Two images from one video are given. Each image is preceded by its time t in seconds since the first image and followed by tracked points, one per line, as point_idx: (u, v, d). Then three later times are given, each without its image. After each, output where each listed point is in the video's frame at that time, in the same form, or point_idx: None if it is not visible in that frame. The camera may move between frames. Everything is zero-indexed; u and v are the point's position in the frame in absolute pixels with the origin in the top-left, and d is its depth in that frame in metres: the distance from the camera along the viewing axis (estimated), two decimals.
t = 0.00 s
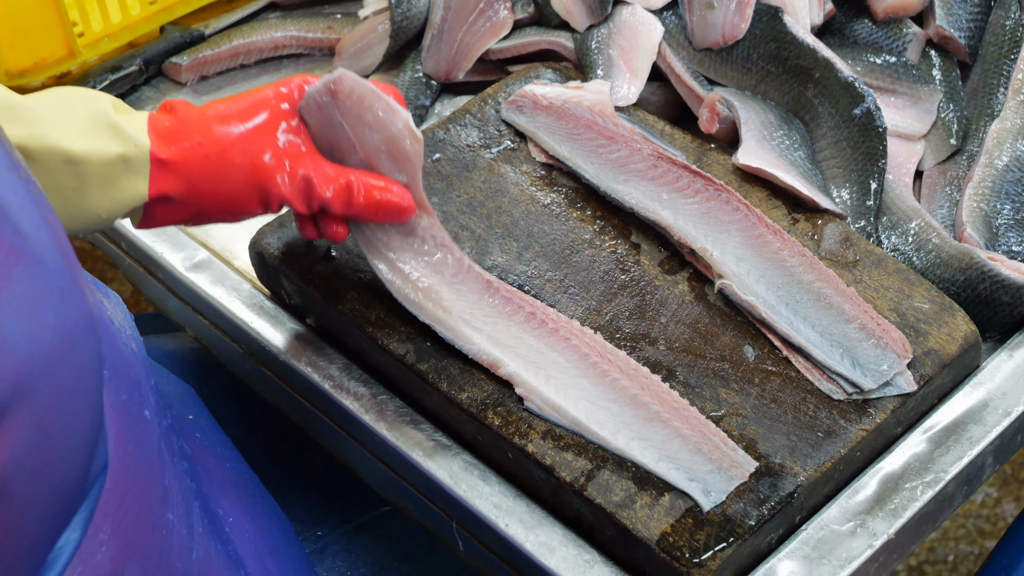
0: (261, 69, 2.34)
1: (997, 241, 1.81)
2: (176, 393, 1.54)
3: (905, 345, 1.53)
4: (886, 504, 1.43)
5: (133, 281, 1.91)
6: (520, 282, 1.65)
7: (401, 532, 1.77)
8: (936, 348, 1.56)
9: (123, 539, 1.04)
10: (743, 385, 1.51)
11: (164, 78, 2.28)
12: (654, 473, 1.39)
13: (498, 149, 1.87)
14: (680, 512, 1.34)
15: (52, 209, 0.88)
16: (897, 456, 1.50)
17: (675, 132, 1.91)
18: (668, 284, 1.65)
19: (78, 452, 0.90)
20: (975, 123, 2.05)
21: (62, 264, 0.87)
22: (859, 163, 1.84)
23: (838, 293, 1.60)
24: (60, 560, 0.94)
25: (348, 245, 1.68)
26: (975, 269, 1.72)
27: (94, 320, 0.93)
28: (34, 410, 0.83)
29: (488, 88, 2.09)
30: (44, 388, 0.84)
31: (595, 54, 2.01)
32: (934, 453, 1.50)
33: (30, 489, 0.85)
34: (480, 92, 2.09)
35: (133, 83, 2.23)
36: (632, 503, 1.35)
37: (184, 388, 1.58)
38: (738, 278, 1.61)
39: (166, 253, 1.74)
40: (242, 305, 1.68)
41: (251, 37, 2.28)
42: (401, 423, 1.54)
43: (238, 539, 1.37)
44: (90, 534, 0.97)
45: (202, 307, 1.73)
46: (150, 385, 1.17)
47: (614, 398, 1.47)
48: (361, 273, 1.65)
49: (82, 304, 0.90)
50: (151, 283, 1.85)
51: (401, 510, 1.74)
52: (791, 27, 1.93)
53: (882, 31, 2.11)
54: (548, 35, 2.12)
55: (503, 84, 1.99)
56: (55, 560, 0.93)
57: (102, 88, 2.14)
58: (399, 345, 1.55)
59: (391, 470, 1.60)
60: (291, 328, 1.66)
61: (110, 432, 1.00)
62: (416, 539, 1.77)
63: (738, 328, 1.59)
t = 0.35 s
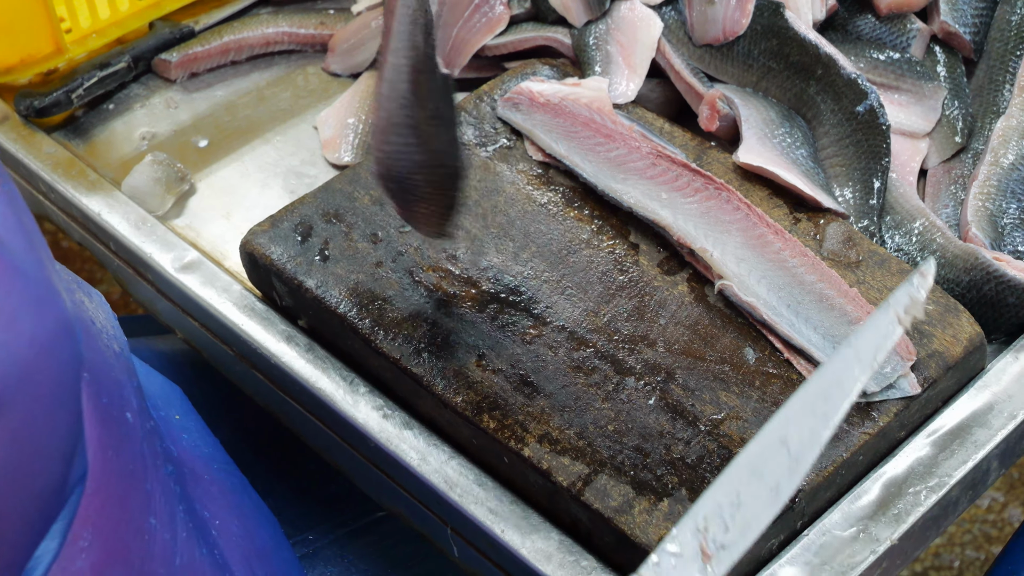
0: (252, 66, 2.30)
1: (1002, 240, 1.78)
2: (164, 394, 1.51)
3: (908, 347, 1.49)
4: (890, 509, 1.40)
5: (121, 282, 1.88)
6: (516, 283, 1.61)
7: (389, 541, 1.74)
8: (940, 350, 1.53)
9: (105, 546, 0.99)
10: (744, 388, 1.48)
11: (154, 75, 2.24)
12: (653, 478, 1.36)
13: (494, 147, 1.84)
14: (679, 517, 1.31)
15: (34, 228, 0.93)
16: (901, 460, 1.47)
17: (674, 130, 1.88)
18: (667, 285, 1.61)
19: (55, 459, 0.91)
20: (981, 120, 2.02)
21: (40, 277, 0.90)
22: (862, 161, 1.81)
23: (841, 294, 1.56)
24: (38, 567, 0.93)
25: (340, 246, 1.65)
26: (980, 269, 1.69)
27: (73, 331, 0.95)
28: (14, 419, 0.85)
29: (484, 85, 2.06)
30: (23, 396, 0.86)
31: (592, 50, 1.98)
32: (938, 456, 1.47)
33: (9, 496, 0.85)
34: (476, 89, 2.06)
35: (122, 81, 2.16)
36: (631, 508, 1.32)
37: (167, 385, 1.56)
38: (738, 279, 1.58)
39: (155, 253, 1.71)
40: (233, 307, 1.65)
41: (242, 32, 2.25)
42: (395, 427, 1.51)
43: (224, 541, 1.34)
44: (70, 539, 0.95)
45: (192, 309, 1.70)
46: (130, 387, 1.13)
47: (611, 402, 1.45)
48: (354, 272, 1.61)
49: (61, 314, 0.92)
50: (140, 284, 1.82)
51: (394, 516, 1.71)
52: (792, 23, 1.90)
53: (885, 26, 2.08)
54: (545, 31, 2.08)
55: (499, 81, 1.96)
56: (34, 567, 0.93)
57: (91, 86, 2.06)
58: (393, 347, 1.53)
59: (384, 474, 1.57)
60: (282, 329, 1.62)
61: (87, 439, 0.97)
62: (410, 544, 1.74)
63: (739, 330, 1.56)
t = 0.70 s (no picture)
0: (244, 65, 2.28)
1: (1004, 242, 1.76)
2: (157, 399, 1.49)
3: (909, 351, 1.47)
4: (890, 514, 1.37)
5: (111, 284, 1.86)
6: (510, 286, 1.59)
7: (387, 540, 1.73)
8: (941, 354, 1.51)
9: (94, 562, 0.96)
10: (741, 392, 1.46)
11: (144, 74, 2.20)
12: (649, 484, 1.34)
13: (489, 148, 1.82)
14: (676, 523, 1.29)
15: (14, 221, 0.86)
16: (901, 465, 1.44)
17: (672, 130, 1.85)
18: (664, 288, 1.59)
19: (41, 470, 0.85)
20: (983, 120, 2.00)
21: (23, 279, 0.84)
22: (863, 162, 1.78)
23: (840, 296, 1.54)
24: None
25: (333, 248, 1.63)
26: (981, 271, 1.67)
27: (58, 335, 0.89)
28: None
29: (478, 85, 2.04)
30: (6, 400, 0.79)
31: (589, 49, 1.95)
32: (939, 462, 1.45)
33: None
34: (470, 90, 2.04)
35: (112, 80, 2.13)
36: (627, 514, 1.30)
37: (163, 389, 1.54)
38: (737, 282, 1.55)
39: (145, 256, 1.69)
40: (223, 310, 1.63)
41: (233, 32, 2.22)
42: (389, 431, 1.48)
43: (217, 551, 1.31)
44: (59, 554, 0.90)
45: (183, 312, 1.68)
46: (123, 398, 1.12)
47: (608, 407, 1.42)
48: (347, 275, 1.60)
49: (43, 319, 0.86)
50: (130, 287, 1.80)
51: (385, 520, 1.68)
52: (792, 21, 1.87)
53: (886, 25, 2.06)
54: (541, 29, 2.06)
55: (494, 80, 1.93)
56: None
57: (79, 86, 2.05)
58: (386, 351, 1.50)
59: (377, 480, 1.55)
60: (273, 332, 1.61)
61: (78, 448, 0.94)
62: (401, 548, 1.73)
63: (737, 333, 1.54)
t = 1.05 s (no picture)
0: (242, 72, 2.29)
1: (1000, 248, 1.76)
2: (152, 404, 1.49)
3: (906, 357, 1.47)
4: (887, 519, 1.37)
5: (108, 290, 1.87)
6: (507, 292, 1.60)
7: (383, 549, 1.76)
8: (937, 359, 1.51)
9: (87, 547, 0.98)
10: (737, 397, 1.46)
11: (142, 81, 2.23)
12: (645, 489, 1.34)
13: (486, 154, 1.82)
14: (672, 528, 1.29)
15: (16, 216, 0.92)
16: (897, 471, 1.45)
17: (669, 136, 1.86)
18: (661, 293, 1.60)
19: (44, 452, 0.89)
20: (979, 127, 2.01)
21: (32, 269, 0.90)
22: (859, 168, 1.79)
23: (836, 302, 1.54)
24: (21, 563, 0.90)
25: (331, 254, 1.63)
26: (977, 277, 1.67)
27: (58, 324, 0.92)
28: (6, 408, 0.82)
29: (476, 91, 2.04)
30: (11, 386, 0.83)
31: (586, 55, 1.96)
32: (935, 467, 1.45)
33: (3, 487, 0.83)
34: (467, 96, 2.05)
35: (110, 87, 2.16)
36: (624, 519, 1.30)
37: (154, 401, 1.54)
38: (733, 288, 1.56)
39: (143, 262, 1.71)
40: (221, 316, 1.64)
41: (231, 38, 2.23)
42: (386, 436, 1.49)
43: (208, 547, 1.34)
44: (51, 537, 0.92)
45: (180, 317, 1.69)
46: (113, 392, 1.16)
47: (605, 412, 1.43)
48: (345, 281, 1.60)
49: (50, 311, 0.91)
50: (127, 293, 1.81)
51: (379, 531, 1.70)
52: (788, 29, 1.89)
53: (882, 32, 2.07)
54: (539, 36, 2.07)
55: (492, 87, 1.94)
56: (17, 565, 0.89)
57: (76, 93, 2.07)
58: (384, 356, 1.50)
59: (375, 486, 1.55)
60: (270, 337, 1.62)
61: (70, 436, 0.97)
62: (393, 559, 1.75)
63: (734, 339, 1.54)
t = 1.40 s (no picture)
0: (239, 72, 2.30)
1: (994, 247, 1.77)
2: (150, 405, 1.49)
3: (900, 354, 1.48)
4: (881, 516, 1.37)
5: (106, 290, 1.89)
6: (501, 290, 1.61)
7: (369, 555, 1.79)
8: (931, 357, 1.52)
9: (92, 539, 0.96)
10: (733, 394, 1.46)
11: (139, 81, 2.24)
12: (640, 486, 1.34)
13: (482, 153, 1.83)
14: (668, 525, 1.30)
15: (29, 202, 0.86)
16: (891, 468, 1.45)
17: (664, 135, 1.87)
18: (656, 292, 1.60)
19: (55, 447, 0.86)
20: (973, 126, 2.01)
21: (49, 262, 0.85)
22: (854, 167, 1.79)
23: (831, 300, 1.55)
24: (29, 559, 0.87)
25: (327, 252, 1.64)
26: (972, 275, 1.68)
27: (71, 316, 0.88)
28: (19, 402, 0.78)
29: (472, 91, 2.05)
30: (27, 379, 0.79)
31: (582, 56, 1.98)
32: (929, 464, 1.45)
33: (13, 485, 0.80)
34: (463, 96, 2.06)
35: (107, 87, 2.16)
36: (619, 516, 1.30)
37: (153, 400, 1.54)
38: (728, 286, 1.56)
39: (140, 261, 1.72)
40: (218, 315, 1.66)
41: (228, 38, 2.24)
42: (381, 434, 1.49)
43: (212, 548, 1.32)
44: (58, 534, 0.90)
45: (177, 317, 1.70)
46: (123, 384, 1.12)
47: (600, 409, 1.44)
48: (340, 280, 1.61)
49: (64, 301, 0.86)
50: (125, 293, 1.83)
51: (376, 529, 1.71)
52: (784, 27, 1.88)
53: (878, 31, 2.07)
54: (535, 36, 2.07)
55: (488, 87, 1.95)
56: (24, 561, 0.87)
57: (74, 92, 2.07)
58: (380, 355, 1.52)
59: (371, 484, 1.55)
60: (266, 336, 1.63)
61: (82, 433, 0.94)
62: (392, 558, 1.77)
63: (729, 337, 1.54)
